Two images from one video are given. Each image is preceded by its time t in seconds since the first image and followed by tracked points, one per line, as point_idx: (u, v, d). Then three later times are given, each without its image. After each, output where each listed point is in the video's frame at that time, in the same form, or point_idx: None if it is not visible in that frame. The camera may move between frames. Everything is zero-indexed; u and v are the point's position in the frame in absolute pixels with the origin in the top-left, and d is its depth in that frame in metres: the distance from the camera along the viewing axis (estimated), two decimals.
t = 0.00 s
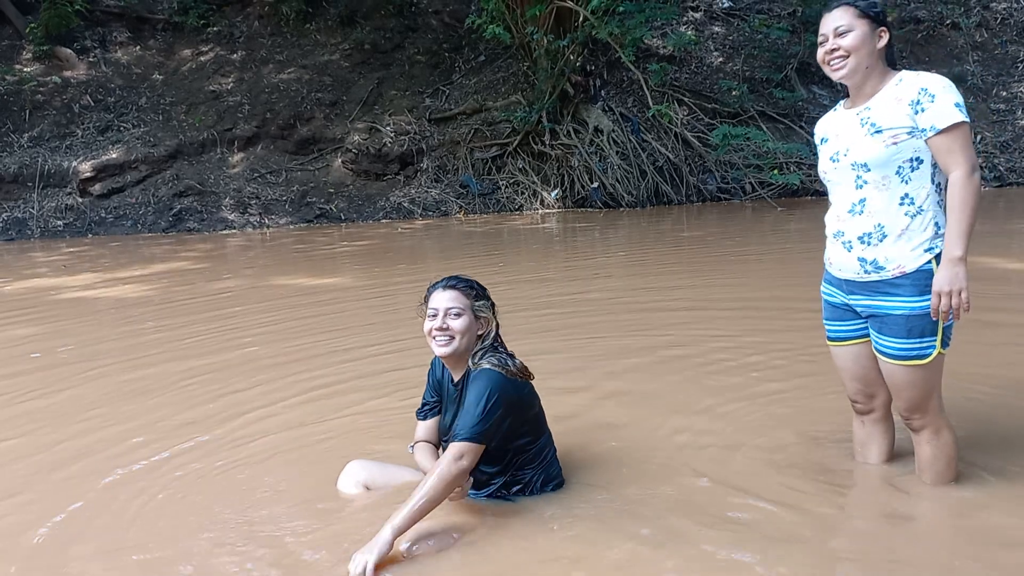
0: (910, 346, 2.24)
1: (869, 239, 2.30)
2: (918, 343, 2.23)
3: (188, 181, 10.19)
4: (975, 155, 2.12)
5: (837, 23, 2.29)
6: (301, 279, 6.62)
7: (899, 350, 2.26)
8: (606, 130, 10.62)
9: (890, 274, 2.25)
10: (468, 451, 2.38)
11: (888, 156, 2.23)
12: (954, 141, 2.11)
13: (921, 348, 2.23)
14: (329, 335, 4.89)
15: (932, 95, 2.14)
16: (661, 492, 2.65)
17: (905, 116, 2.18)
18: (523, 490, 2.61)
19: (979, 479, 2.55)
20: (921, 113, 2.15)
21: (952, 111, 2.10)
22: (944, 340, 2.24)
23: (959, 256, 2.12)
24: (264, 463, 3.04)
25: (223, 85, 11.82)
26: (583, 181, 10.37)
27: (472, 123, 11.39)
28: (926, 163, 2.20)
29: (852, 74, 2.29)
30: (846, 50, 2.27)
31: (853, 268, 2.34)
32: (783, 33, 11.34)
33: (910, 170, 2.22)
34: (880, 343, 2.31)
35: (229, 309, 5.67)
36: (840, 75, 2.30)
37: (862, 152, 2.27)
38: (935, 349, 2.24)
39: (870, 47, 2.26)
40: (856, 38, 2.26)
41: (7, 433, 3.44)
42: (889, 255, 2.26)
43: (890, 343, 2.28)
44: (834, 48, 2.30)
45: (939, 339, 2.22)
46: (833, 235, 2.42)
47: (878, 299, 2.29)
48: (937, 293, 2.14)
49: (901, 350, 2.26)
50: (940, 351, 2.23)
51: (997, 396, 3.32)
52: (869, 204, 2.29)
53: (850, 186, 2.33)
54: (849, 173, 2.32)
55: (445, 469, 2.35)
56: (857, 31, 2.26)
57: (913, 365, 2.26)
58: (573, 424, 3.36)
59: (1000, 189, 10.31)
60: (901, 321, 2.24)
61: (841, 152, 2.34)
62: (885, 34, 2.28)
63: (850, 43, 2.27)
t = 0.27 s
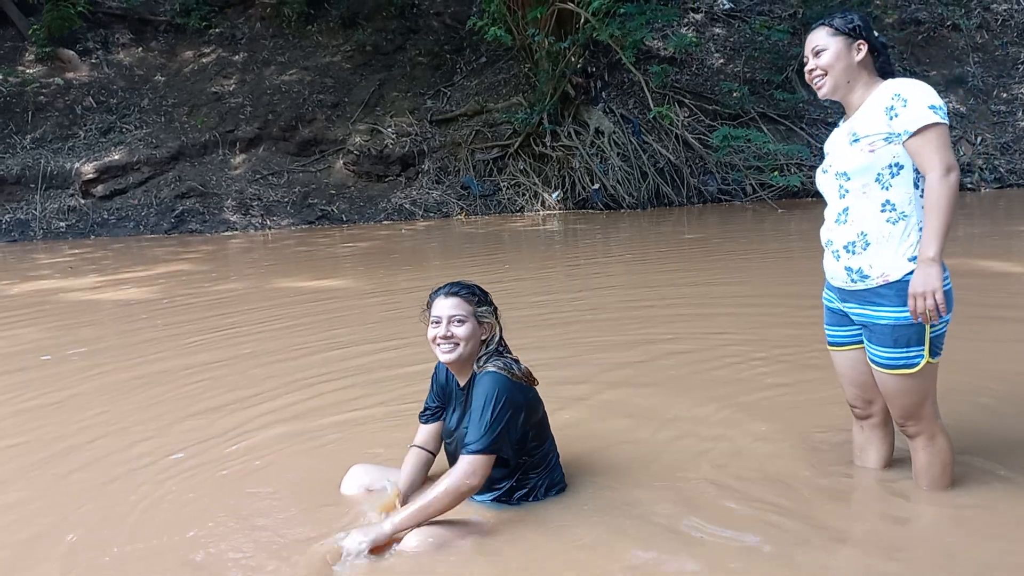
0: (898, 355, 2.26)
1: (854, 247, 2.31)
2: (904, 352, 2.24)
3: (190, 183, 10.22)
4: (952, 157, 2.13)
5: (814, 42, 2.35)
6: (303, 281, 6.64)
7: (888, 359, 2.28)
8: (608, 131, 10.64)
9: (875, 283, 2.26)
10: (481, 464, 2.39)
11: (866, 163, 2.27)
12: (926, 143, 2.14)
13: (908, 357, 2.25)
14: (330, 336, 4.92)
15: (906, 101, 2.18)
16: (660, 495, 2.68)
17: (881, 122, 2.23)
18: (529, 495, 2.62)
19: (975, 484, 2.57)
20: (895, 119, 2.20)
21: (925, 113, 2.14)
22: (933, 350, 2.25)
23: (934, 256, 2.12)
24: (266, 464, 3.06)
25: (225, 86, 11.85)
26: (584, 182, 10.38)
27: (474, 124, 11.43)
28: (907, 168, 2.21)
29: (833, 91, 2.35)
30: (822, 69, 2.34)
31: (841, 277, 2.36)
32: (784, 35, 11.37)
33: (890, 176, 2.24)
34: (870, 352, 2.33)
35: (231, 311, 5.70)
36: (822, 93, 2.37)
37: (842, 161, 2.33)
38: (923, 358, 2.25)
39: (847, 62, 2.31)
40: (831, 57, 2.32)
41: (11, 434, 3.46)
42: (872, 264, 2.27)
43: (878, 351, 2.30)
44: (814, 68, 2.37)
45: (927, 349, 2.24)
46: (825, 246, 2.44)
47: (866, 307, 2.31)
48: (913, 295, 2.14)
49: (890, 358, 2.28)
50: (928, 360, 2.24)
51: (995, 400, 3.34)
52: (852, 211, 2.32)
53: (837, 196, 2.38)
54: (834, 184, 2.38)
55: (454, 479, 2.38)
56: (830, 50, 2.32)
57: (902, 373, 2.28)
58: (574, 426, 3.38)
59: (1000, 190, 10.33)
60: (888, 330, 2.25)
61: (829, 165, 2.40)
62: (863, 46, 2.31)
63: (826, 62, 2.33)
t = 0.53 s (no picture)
0: (887, 358, 2.28)
1: (841, 250, 2.34)
2: (892, 356, 2.27)
3: (192, 183, 10.25)
4: (927, 161, 2.11)
5: (812, 51, 2.39)
6: (305, 281, 6.66)
7: (876, 362, 2.30)
8: (609, 131, 10.67)
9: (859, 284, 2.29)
10: (513, 473, 2.47)
11: (853, 166, 2.29)
12: (903, 145, 2.13)
13: (896, 361, 2.27)
14: (332, 336, 4.94)
15: (890, 104, 2.19)
16: (660, 495, 2.69)
17: (868, 126, 2.24)
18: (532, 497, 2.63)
19: (973, 485, 2.58)
20: (880, 122, 2.21)
21: (906, 115, 2.14)
22: (921, 353, 2.27)
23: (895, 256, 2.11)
24: (268, 464, 3.07)
25: (227, 87, 11.87)
26: (586, 182, 10.40)
27: (475, 125, 11.45)
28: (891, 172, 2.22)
29: (829, 99, 2.38)
30: (817, 78, 2.37)
31: (832, 278, 2.39)
32: (785, 36, 11.38)
33: (875, 180, 2.25)
34: (859, 353, 2.36)
35: (234, 311, 5.72)
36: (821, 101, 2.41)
37: (833, 164, 2.35)
38: (911, 361, 2.27)
39: (839, 70, 2.33)
40: (823, 65, 2.35)
41: (14, 434, 3.47)
42: (857, 266, 2.30)
43: (867, 354, 2.32)
44: (813, 77, 2.41)
45: (914, 353, 2.26)
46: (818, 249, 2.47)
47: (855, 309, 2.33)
48: (862, 289, 2.16)
49: (878, 361, 2.31)
50: (915, 363, 2.27)
51: (994, 401, 3.35)
52: (840, 214, 2.34)
53: (830, 199, 2.40)
54: (825, 187, 2.41)
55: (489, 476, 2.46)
56: (823, 58, 2.35)
57: (891, 375, 2.30)
58: (574, 426, 3.39)
59: (1001, 191, 10.34)
60: (874, 333, 2.27)
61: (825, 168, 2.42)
62: (855, 53, 2.31)
63: (820, 70, 2.36)
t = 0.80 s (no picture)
0: (878, 358, 2.28)
1: (833, 248, 2.35)
2: (883, 355, 2.26)
3: (194, 182, 10.25)
4: (915, 161, 2.10)
5: (814, 56, 2.39)
6: (306, 281, 6.66)
7: (869, 362, 2.30)
8: (610, 131, 10.67)
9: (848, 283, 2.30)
10: (500, 476, 2.48)
11: (848, 165, 2.29)
12: (892, 145, 2.13)
13: (888, 360, 2.27)
14: (332, 336, 4.93)
15: (884, 103, 2.18)
16: (659, 496, 2.68)
17: (862, 125, 2.24)
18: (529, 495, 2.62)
19: (972, 484, 2.57)
20: (873, 122, 2.20)
21: (897, 115, 2.13)
22: (912, 353, 2.26)
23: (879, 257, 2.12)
24: (267, 463, 3.06)
25: (229, 86, 11.87)
26: (587, 182, 10.39)
27: (477, 124, 11.45)
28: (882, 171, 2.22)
29: (832, 102, 2.37)
30: (818, 82, 2.37)
31: (826, 277, 2.40)
32: (787, 35, 11.37)
33: (867, 179, 2.25)
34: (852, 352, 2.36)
35: (234, 310, 5.72)
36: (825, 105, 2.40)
37: (830, 163, 2.36)
38: (902, 361, 2.27)
39: (839, 73, 2.32)
40: (824, 69, 2.35)
41: (13, 433, 3.47)
42: (846, 265, 2.31)
43: (858, 353, 2.32)
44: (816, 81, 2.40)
45: (905, 353, 2.25)
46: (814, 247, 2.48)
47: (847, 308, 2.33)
48: (847, 290, 2.18)
49: (869, 361, 2.30)
50: (907, 364, 2.26)
51: (995, 401, 3.34)
52: (833, 213, 2.35)
53: (827, 197, 2.41)
54: (823, 185, 2.42)
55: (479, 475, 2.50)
56: (823, 62, 2.35)
57: (883, 375, 2.30)
58: (574, 427, 3.38)
59: (1002, 191, 10.32)
60: (865, 333, 2.27)
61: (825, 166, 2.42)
62: (855, 55, 2.30)
63: (821, 75, 2.36)
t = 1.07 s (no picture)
0: (878, 359, 2.27)
1: (832, 249, 2.34)
2: (883, 356, 2.26)
3: (196, 182, 10.25)
4: (911, 161, 2.09)
5: (818, 56, 2.38)
6: (308, 281, 6.66)
7: (869, 362, 2.30)
8: (612, 131, 10.67)
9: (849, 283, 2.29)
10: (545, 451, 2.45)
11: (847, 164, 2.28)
12: (889, 144, 2.11)
13: (888, 361, 2.26)
14: (334, 336, 4.92)
15: (881, 103, 2.17)
16: (661, 497, 2.67)
17: (860, 124, 2.23)
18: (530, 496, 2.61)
19: (976, 485, 2.56)
20: (870, 121, 2.19)
21: (894, 113, 2.12)
22: (912, 355, 2.25)
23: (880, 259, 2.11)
24: (268, 464, 3.05)
25: (231, 86, 11.87)
26: (589, 182, 10.38)
27: (479, 124, 11.45)
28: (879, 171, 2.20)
29: (834, 102, 2.36)
30: (821, 82, 2.36)
31: (826, 277, 2.38)
32: (789, 35, 11.35)
33: (865, 179, 2.24)
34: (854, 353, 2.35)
35: (236, 310, 5.72)
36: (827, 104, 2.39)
37: (831, 162, 2.35)
38: (903, 362, 2.26)
39: (842, 73, 2.31)
40: (828, 69, 2.34)
41: (14, 432, 3.47)
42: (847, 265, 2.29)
43: (860, 354, 2.32)
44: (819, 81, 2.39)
45: (905, 354, 2.24)
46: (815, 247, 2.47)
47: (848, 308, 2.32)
48: (855, 294, 2.16)
49: (870, 362, 2.30)
50: (907, 364, 2.25)
51: (998, 402, 3.32)
52: (834, 213, 2.34)
53: (827, 197, 2.39)
54: (823, 185, 2.41)
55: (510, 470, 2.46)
56: (827, 62, 2.34)
57: (884, 376, 2.29)
58: (575, 427, 3.37)
59: (1006, 191, 10.30)
60: (865, 333, 2.26)
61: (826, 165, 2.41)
62: (858, 55, 2.29)
63: (824, 75, 2.35)
